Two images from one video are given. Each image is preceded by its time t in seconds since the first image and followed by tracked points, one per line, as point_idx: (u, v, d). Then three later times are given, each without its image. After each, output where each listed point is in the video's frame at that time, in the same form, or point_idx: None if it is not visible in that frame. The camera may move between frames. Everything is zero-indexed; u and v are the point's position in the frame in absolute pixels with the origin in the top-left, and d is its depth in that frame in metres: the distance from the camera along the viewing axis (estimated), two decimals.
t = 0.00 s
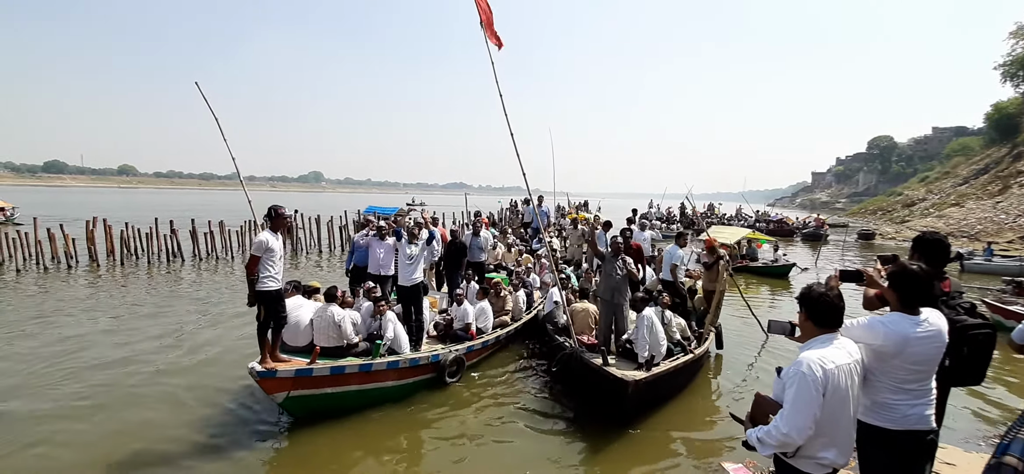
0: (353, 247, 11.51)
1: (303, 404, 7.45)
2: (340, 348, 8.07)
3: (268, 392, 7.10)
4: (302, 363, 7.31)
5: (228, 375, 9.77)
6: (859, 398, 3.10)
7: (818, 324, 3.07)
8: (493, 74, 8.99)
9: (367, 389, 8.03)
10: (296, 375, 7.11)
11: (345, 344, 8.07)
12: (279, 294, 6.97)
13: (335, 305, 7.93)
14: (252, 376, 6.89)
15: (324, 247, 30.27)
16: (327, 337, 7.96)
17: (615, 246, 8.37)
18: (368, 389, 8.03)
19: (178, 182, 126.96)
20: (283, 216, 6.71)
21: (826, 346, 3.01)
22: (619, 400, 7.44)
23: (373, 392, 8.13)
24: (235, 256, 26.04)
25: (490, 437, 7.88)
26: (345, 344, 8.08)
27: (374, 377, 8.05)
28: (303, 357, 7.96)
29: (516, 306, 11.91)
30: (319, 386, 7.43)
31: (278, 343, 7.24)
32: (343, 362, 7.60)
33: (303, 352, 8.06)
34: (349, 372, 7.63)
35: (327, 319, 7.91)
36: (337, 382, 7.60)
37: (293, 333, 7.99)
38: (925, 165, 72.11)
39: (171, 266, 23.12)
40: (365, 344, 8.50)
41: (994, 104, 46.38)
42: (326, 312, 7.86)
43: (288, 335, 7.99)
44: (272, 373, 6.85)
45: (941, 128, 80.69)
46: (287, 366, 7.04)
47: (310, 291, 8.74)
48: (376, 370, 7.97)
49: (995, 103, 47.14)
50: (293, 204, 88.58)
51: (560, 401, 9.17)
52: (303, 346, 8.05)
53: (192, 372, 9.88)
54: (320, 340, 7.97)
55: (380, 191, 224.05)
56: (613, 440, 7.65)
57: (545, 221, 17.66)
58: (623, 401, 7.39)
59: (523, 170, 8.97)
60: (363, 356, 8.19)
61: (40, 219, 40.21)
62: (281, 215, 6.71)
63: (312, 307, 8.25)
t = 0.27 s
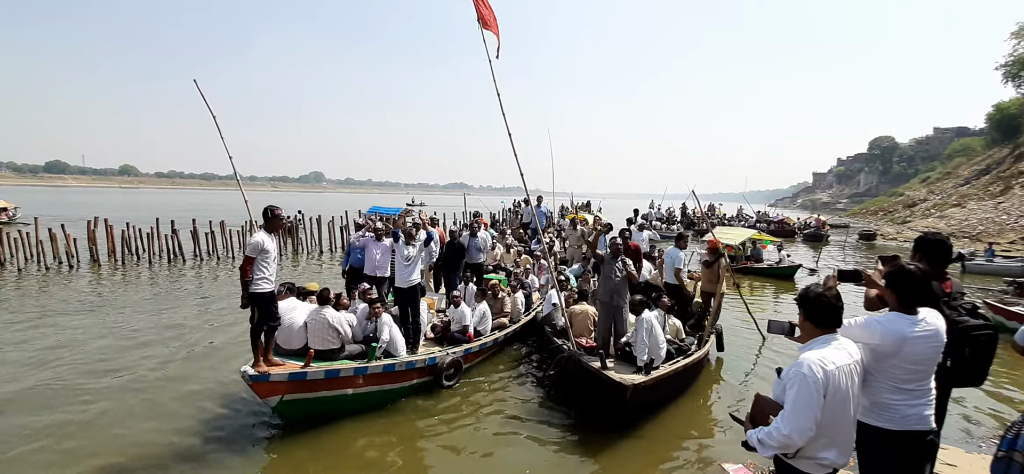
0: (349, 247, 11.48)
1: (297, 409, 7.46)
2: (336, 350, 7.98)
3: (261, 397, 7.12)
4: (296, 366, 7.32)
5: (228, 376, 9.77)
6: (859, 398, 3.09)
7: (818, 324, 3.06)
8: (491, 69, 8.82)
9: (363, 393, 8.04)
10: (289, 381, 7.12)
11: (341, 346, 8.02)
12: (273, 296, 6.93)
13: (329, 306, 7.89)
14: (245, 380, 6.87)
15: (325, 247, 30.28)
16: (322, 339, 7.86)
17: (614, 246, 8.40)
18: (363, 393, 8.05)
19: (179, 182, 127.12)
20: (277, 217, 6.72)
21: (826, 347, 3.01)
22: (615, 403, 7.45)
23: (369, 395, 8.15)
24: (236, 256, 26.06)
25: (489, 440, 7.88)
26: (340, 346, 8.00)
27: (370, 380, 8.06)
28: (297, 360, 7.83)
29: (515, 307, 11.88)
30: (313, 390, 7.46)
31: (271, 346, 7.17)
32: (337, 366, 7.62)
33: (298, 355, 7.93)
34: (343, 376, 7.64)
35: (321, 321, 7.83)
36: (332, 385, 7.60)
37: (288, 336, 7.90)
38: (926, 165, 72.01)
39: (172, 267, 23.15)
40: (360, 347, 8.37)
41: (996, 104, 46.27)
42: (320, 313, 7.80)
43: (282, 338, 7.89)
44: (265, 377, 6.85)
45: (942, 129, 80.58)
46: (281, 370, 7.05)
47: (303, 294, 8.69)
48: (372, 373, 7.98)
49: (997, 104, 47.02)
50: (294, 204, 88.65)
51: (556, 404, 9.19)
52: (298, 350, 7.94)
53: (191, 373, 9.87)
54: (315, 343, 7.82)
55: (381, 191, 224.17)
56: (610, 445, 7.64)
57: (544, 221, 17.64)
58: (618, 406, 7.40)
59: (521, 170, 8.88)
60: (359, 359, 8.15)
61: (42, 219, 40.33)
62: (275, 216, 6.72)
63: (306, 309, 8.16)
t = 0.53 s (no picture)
0: (345, 248, 11.45)
1: (294, 413, 7.43)
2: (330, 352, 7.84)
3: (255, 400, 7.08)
4: (290, 370, 7.27)
5: (228, 376, 9.77)
6: (859, 399, 3.08)
7: (818, 324, 3.06)
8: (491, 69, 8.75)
9: (359, 396, 8.01)
10: (283, 384, 7.09)
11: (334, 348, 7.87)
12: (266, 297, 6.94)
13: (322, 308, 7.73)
14: (237, 384, 6.86)
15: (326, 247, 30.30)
16: (316, 341, 7.72)
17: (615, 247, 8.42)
18: (359, 396, 8.02)
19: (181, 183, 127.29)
20: (273, 217, 6.81)
21: (825, 347, 3.01)
22: (612, 406, 7.43)
23: (365, 398, 8.12)
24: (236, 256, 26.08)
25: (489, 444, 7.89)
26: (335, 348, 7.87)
27: (366, 383, 8.03)
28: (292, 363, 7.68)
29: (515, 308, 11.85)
30: (309, 393, 7.43)
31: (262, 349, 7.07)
32: (332, 369, 7.61)
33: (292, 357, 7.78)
34: (338, 379, 7.62)
35: (315, 323, 7.68)
36: (327, 388, 7.58)
37: (282, 338, 7.76)
38: (927, 166, 71.93)
39: (172, 266, 23.16)
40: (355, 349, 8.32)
41: (998, 104, 46.19)
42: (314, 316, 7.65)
43: (276, 340, 7.75)
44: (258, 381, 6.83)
45: (943, 129, 80.46)
46: (274, 373, 7.00)
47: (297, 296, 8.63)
48: (368, 376, 7.95)
49: (999, 105, 46.93)
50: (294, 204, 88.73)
51: (554, 407, 9.15)
52: (292, 352, 7.79)
53: (192, 373, 9.87)
54: (309, 346, 7.68)
55: (381, 191, 224.29)
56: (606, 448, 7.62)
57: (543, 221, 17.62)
58: (615, 409, 7.38)
59: (519, 171, 8.85)
60: (353, 361, 8.10)
61: (43, 219, 40.43)
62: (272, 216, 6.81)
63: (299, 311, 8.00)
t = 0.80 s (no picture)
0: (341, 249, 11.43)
1: (289, 417, 7.40)
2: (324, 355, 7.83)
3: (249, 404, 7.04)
4: (284, 373, 7.22)
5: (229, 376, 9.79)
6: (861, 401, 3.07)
7: (819, 324, 3.06)
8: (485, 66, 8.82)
9: (356, 399, 7.98)
10: (277, 387, 7.04)
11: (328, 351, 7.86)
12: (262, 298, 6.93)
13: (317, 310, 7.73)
14: (229, 387, 6.83)
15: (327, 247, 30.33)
16: (310, 343, 7.72)
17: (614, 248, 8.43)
18: (356, 399, 7.98)
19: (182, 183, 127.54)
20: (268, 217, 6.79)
21: (826, 348, 3.01)
22: (611, 410, 7.40)
23: (362, 402, 8.08)
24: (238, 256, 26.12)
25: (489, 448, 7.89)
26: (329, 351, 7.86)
27: (363, 386, 7.99)
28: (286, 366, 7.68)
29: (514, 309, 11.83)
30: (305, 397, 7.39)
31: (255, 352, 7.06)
32: (328, 372, 7.55)
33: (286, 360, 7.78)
34: (334, 382, 7.57)
35: (309, 325, 7.68)
36: (324, 392, 7.55)
37: (276, 341, 7.75)
38: (929, 166, 71.78)
39: (174, 266, 23.21)
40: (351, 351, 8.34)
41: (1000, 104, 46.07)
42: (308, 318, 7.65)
43: (271, 342, 7.75)
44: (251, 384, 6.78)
45: (945, 129, 80.29)
46: (267, 377, 6.97)
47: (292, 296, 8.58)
48: (364, 379, 7.91)
49: (1001, 105, 46.82)
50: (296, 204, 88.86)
51: (552, 412, 9.11)
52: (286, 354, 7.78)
53: (194, 373, 9.90)
54: (304, 348, 7.69)
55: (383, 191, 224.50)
56: (604, 454, 7.59)
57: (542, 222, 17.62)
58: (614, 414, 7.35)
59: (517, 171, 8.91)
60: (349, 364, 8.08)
61: (47, 219, 40.59)
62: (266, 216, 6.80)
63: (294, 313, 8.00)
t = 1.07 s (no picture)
0: (338, 250, 11.43)
1: (287, 420, 7.40)
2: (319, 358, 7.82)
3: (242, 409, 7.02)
4: (278, 377, 7.20)
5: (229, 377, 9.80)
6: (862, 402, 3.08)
7: (820, 324, 3.07)
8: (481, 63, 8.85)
9: (354, 402, 7.99)
10: (273, 390, 7.03)
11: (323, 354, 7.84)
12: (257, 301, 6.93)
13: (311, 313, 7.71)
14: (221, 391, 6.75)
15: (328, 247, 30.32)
16: (305, 346, 7.71)
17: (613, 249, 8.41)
18: (354, 403, 7.99)
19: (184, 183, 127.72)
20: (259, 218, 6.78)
21: (827, 348, 3.01)
22: (609, 413, 7.40)
23: (360, 405, 8.09)
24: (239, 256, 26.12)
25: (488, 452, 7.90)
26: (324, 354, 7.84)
27: (360, 390, 8.01)
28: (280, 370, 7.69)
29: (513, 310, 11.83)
30: (301, 401, 7.39)
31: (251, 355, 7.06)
32: (323, 375, 7.52)
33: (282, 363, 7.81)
34: (329, 386, 7.56)
35: (303, 328, 7.67)
36: (321, 396, 7.55)
37: (272, 344, 7.77)
38: (931, 167, 71.61)
39: (175, 267, 23.22)
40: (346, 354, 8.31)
41: (1002, 105, 45.96)
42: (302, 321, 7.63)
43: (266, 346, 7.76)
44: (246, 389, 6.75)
45: (947, 130, 80.11)
46: (261, 380, 6.93)
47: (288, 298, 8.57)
48: (360, 382, 7.92)
49: (1003, 105, 46.70)
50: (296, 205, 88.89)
51: (550, 416, 9.11)
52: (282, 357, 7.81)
53: (195, 374, 9.91)
54: (299, 351, 7.68)
55: (384, 191, 224.54)
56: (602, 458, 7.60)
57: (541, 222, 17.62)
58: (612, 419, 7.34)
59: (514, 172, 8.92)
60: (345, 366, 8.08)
61: (49, 219, 40.66)
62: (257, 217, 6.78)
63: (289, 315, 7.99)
